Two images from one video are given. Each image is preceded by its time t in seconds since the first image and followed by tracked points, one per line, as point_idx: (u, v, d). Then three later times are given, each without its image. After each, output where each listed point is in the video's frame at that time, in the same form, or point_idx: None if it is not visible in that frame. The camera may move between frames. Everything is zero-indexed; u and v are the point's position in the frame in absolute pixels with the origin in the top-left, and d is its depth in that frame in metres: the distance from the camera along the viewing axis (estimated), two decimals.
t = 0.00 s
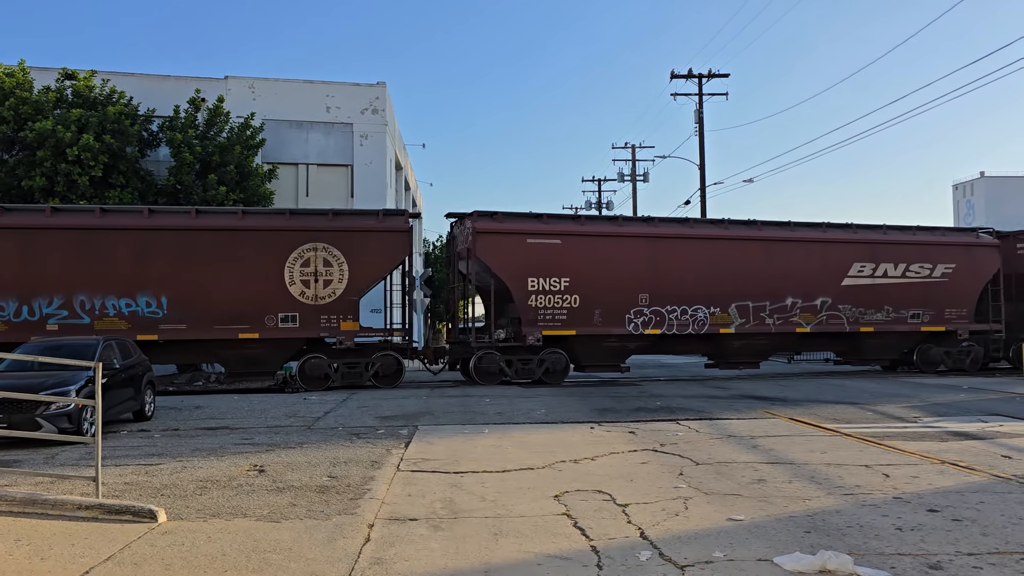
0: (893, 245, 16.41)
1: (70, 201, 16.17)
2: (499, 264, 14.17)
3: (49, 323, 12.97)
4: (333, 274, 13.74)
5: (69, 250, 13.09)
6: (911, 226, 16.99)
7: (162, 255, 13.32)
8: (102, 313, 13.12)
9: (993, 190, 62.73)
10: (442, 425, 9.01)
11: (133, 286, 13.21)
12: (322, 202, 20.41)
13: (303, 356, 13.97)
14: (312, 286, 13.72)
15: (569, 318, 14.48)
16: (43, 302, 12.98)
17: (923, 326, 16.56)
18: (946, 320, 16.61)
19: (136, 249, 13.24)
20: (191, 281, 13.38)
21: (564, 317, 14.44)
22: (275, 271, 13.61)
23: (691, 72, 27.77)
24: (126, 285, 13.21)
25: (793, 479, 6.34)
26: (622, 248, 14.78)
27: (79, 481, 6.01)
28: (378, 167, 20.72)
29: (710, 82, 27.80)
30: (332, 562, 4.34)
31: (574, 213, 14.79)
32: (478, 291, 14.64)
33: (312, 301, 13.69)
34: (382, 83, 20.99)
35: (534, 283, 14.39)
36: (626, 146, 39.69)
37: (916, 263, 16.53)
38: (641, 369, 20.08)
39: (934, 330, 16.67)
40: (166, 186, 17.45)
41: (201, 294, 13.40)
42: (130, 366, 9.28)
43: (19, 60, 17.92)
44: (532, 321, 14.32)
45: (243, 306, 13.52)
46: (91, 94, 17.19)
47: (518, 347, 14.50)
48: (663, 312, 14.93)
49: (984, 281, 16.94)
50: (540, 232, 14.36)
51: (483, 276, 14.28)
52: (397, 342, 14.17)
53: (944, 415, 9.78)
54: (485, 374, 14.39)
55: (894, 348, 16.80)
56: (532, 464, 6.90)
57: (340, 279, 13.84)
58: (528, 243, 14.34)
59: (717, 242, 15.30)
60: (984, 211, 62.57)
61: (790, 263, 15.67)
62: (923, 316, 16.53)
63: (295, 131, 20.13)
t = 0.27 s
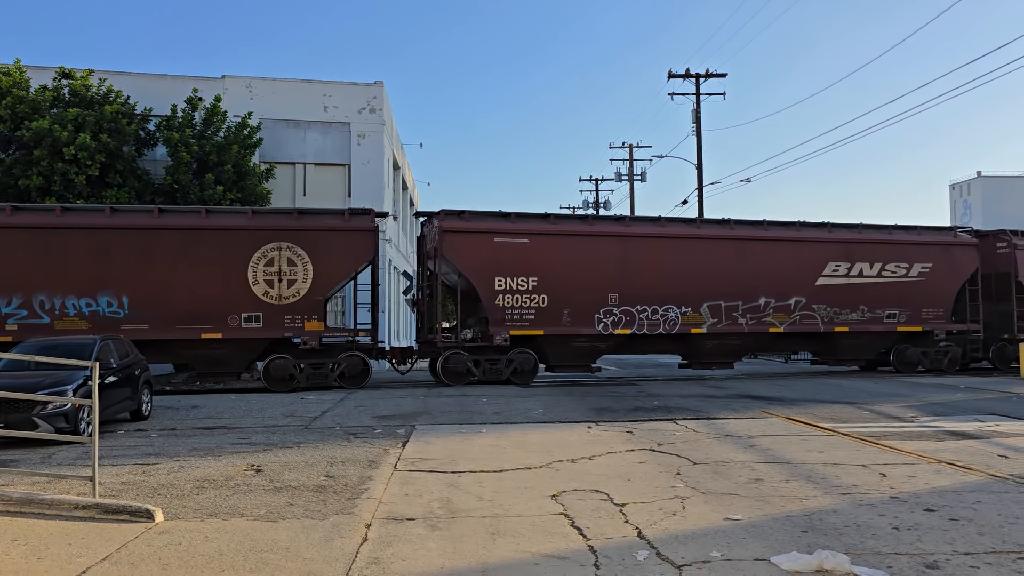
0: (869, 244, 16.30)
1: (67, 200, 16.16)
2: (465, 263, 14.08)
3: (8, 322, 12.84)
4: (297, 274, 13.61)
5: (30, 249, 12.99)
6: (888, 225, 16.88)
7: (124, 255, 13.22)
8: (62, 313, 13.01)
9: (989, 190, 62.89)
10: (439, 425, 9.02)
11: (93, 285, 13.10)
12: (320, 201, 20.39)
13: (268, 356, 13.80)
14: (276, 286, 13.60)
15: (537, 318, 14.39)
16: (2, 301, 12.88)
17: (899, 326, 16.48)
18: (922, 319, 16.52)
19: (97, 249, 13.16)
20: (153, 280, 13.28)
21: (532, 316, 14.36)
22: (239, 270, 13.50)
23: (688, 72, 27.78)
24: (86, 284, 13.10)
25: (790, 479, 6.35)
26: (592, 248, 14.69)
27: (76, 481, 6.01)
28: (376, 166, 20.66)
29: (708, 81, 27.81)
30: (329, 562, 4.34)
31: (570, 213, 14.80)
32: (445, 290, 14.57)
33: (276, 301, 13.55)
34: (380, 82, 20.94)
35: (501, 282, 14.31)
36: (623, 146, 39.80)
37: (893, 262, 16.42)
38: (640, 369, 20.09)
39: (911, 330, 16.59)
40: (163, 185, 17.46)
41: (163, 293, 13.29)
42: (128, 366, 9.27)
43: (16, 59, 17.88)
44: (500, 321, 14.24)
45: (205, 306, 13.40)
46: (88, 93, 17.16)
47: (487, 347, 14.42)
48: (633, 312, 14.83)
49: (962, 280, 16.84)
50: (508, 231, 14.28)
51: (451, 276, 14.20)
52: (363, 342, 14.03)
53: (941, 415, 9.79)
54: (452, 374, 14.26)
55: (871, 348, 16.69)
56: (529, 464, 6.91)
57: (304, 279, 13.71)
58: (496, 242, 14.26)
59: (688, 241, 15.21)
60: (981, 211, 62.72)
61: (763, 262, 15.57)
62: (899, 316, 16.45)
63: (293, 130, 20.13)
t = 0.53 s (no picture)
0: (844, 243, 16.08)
1: (64, 199, 16.14)
2: (430, 261, 13.91)
3: None
4: (261, 273, 13.43)
5: None
6: (865, 223, 16.68)
7: (84, 255, 13.01)
8: (22, 312, 12.80)
9: (986, 190, 63.02)
10: (436, 424, 9.01)
11: (54, 284, 12.91)
12: (317, 200, 20.37)
13: (232, 355, 13.58)
14: (239, 285, 13.40)
15: (504, 317, 14.22)
16: None
17: (874, 326, 16.25)
18: (898, 318, 16.30)
19: (58, 249, 12.95)
20: (115, 279, 13.08)
21: (499, 316, 14.19)
22: (202, 270, 13.30)
23: (686, 70, 27.75)
24: (47, 283, 12.90)
25: (787, 478, 6.35)
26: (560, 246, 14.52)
27: (73, 480, 6.00)
28: (374, 165, 20.65)
29: (705, 80, 27.77)
30: (326, 561, 4.33)
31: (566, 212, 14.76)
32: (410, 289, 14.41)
33: (240, 300, 13.36)
34: (378, 82, 20.94)
35: (467, 281, 14.14)
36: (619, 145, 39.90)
37: (868, 261, 16.20)
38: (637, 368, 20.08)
39: (887, 329, 16.36)
40: (161, 184, 17.50)
41: (124, 293, 13.09)
42: (125, 365, 9.26)
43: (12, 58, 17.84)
44: (466, 320, 14.08)
45: (168, 305, 13.19)
46: (85, 92, 17.12)
47: (454, 347, 14.29)
48: (602, 311, 14.66)
49: (939, 279, 16.62)
50: (473, 229, 14.10)
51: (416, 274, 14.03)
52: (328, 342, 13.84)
53: (938, 413, 9.80)
54: (419, 374, 14.14)
55: (847, 347, 16.47)
56: (527, 463, 6.90)
57: (268, 279, 13.51)
58: (462, 241, 14.09)
59: (659, 240, 15.02)
60: (978, 211, 62.86)
61: (735, 262, 15.40)
62: (874, 315, 16.22)
63: (290, 129, 20.11)
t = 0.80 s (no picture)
0: (820, 242, 15.83)
1: (63, 199, 16.11)
2: (396, 261, 13.64)
3: None
4: (224, 273, 13.24)
5: None
6: (842, 222, 16.44)
7: (47, 253, 12.84)
8: None
9: (984, 190, 63.19)
10: (435, 424, 9.00)
11: (15, 284, 12.74)
12: (315, 200, 20.36)
13: (196, 356, 13.38)
14: (202, 285, 13.20)
15: (471, 318, 13.96)
16: None
17: (852, 326, 15.98)
18: (876, 318, 16.04)
19: (19, 249, 12.78)
20: (77, 279, 12.91)
21: (467, 316, 13.92)
22: (165, 270, 13.11)
23: (684, 70, 27.78)
24: (8, 283, 12.74)
25: (786, 477, 6.36)
26: (529, 246, 14.28)
27: (72, 481, 5.99)
28: (373, 165, 20.67)
29: (704, 80, 27.81)
30: (326, 561, 4.33)
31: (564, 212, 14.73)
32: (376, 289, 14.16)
33: (203, 301, 13.15)
34: (376, 82, 20.95)
35: (433, 281, 13.87)
36: (618, 145, 39.96)
37: (845, 260, 15.94)
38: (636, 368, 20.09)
39: (864, 329, 16.09)
40: (159, 185, 17.46)
41: (86, 293, 12.91)
42: (123, 365, 9.25)
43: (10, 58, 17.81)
44: (434, 320, 13.83)
45: (130, 306, 12.99)
46: (83, 92, 17.10)
47: (422, 347, 13.98)
48: (573, 311, 14.41)
49: (918, 278, 16.37)
50: (439, 228, 13.85)
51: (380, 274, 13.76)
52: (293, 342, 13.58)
53: (937, 413, 9.81)
54: (386, 375, 13.85)
55: (823, 348, 16.19)
56: (526, 463, 6.90)
57: (232, 279, 13.31)
58: (428, 240, 13.82)
59: (630, 239, 14.78)
60: (976, 211, 63.04)
61: (709, 261, 15.16)
62: (852, 314, 15.96)
63: (289, 129, 20.10)
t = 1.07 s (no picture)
0: (795, 242, 15.75)
1: (62, 200, 16.09)
2: (363, 262, 13.59)
3: None
4: (188, 274, 13.15)
5: None
6: (819, 222, 16.34)
7: (8, 253, 12.82)
8: None
9: (983, 190, 63.20)
10: (435, 425, 9.00)
11: None
12: (314, 201, 20.34)
13: (161, 358, 13.27)
14: (167, 286, 13.12)
15: (440, 319, 13.87)
16: None
17: (830, 326, 15.84)
18: (853, 318, 15.92)
19: None
20: (41, 280, 12.86)
21: (435, 317, 13.83)
22: (129, 271, 13.04)
23: (683, 71, 27.77)
24: None
25: (785, 477, 6.36)
26: (499, 246, 14.22)
27: (72, 482, 5.99)
28: (372, 166, 20.67)
29: (703, 81, 27.80)
30: (326, 562, 4.33)
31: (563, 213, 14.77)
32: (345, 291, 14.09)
33: (167, 302, 13.06)
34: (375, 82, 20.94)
35: (401, 282, 13.80)
36: (617, 145, 39.97)
37: (821, 260, 15.85)
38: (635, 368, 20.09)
39: (842, 330, 15.96)
40: (158, 185, 17.41)
41: (50, 294, 12.86)
42: (123, 366, 9.24)
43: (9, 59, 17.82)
44: (401, 321, 13.74)
45: (95, 307, 12.93)
46: (82, 93, 17.10)
47: (390, 348, 13.90)
48: (543, 312, 14.32)
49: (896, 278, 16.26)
50: (406, 228, 13.80)
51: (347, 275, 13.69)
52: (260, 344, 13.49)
53: (936, 413, 9.81)
54: (354, 377, 13.72)
55: (802, 349, 16.01)
56: (525, 464, 6.90)
57: (197, 279, 13.22)
58: (395, 241, 13.77)
59: (601, 239, 14.71)
60: (976, 211, 63.07)
61: (682, 261, 15.07)
62: (829, 315, 15.83)
63: (288, 130, 20.09)
